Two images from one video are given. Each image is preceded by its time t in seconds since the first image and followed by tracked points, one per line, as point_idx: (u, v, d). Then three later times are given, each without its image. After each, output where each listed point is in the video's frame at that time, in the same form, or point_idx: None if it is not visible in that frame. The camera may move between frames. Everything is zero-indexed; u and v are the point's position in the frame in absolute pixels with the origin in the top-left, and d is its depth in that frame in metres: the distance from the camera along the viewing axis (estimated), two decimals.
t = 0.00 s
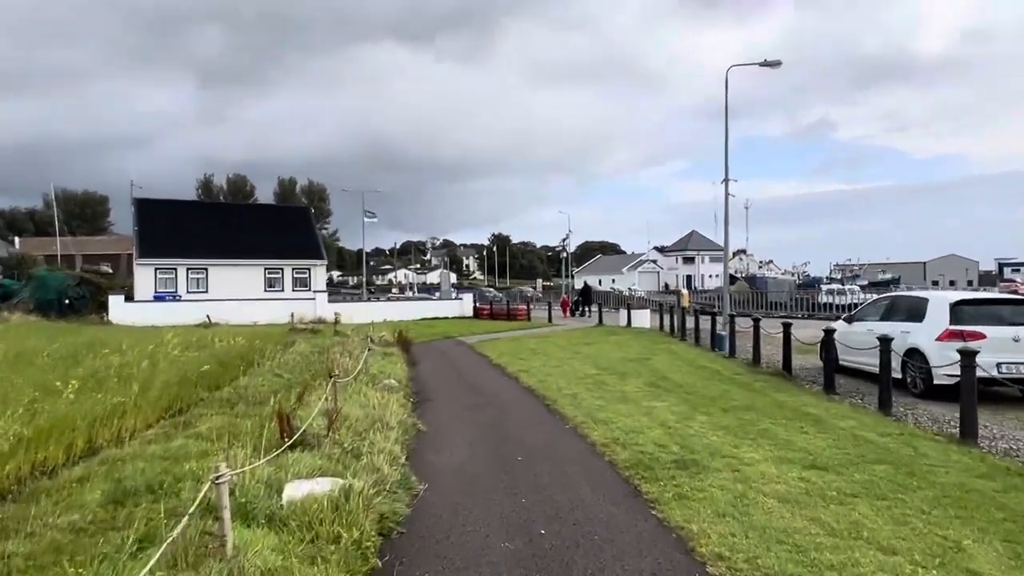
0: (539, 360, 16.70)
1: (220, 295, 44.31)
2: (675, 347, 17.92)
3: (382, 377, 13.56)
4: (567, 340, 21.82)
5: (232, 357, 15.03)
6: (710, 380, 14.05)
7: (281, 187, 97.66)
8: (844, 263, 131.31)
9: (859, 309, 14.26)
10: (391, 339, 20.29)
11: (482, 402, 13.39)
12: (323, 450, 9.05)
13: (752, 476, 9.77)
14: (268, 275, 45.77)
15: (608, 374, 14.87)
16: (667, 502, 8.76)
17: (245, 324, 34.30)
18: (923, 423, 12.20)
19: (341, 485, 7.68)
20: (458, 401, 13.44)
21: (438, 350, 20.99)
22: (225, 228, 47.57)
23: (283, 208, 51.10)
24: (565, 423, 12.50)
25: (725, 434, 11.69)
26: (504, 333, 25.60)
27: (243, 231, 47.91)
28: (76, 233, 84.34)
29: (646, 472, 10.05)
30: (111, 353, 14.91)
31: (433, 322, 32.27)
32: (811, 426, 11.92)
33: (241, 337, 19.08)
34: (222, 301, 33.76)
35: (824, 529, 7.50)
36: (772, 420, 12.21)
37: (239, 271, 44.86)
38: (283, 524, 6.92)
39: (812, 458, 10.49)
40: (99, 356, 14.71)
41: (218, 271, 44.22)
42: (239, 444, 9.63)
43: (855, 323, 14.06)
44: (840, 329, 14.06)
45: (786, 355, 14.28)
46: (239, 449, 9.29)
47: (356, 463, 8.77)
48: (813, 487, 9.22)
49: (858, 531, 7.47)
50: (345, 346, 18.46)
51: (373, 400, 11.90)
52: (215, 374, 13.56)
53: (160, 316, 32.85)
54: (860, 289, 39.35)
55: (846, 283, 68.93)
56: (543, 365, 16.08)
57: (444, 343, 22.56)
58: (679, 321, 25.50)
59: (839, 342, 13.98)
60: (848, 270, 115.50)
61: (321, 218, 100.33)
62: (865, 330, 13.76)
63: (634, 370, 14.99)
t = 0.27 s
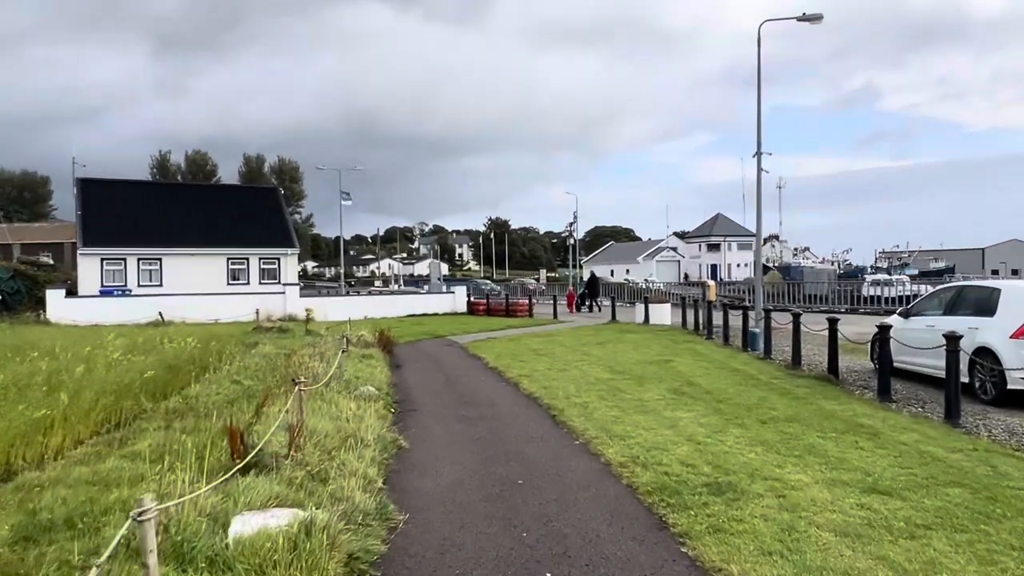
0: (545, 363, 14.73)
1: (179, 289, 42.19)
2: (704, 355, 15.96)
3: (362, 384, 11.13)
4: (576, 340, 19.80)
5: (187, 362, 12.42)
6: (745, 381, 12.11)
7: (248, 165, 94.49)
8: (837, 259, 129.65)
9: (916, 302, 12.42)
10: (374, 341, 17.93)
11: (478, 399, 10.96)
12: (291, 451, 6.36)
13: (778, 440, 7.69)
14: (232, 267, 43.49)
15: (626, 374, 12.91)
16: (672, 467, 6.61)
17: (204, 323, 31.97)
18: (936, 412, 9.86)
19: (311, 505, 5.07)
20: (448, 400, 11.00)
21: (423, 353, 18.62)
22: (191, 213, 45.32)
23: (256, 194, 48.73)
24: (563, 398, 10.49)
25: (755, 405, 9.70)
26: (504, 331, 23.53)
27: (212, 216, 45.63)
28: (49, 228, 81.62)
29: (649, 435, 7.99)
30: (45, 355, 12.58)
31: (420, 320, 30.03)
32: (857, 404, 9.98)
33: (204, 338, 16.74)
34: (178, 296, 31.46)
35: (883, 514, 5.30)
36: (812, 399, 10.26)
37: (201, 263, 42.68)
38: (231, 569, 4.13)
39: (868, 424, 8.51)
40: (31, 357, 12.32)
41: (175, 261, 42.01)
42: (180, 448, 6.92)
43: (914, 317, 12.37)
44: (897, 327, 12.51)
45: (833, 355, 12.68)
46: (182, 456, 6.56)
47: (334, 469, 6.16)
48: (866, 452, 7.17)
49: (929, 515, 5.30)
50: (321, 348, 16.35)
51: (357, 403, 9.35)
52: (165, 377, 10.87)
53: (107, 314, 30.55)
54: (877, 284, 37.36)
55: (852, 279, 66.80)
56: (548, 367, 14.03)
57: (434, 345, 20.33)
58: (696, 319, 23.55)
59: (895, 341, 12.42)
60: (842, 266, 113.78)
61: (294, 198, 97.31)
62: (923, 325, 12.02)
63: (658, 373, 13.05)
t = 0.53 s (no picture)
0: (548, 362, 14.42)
1: (178, 286, 41.91)
2: (710, 353, 15.65)
3: (357, 385, 10.82)
4: (579, 338, 19.48)
5: (178, 364, 12.14)
6: (754, 381, 11.79)
7: (249, 161, 94.12)
8: (840, 252, 129.14)
9: (930, 299, 12.06)
10: (373, 339, 17.62)
11: (478, 401, 10.64)
12: (280, 462, 6.01)
13: (792, 446, 7.34)
14: (231, 264, 43.18)
15: (631, 373, 12.59)
16: (682, 477, 6.25)
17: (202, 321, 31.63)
18: (954, 414, 9.50)
19: (298, 525, 4.72)
20: (446, 403, 10.67)
21: (423, 351, 18.29)
22: (190, 210, 45.00)
23: (255, 190, 48.38)
24: (567, 400, 10.16)
25: (766, 408, 9.35)
26: (506, 328, 23.21)
27: (211, 212, 45.32)
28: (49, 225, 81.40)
29: (657, 440, 7.64)
30: (33, 358, 12.26)
31: (421, 316, 29.69)
32: (871, 406, 9.65)
33: (200, 337, 16.46)
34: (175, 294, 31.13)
35: (910, 530, 4.93)
36: (824, 401, 9.92)
37: (200, 260, 42.38)
38: None
39: (884, 428, 8.16)
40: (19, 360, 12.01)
41: (174, 259, 41.74)
42: (164, 458, 6.58)
43: (927, 315, 12.00)
44: (911, 325, 12.16)
45: (844, 354, 12.33)
46: (165, 467, 6.22)
47: (326, 482, 5.82)
48: (885, 459, 6.81)
49: (959, 532, 4.93)
50: (318, 347, 16.06)
51: (352, 406, 9.04)
52: (154, 380, 10.60)
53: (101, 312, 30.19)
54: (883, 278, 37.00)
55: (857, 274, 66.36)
56: (551, 367, 13.71)
57: (435, 342, 20.01)
58: (701, 314, 23.23)
59: (909, 340, 12.06)
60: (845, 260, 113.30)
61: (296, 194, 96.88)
62: (937, 323, 11.66)
63: (664, 372, 12.74)
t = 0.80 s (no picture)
0: (551, 360, 14.08)
1: (176, 282, 41.60)
2: (716, 350, 15.30)
3: (354, 384, 10.49)
4: (582, 334, 19.14)
5: (169, 362, 11.83)
6: (764, 379, 11.44)
7: (249, 158, 93.97)
8: (842, 248, 128.82)
9: (946, 293, 11.69)
10: (371, 336, 17.29)
11: (479, 400, 10.29)
12: (270, 466, 5.65)
13: (810, 448, 6.97)
14: (230, 260, 42.85)
15: (637, 371, 12.24)
16: (695, 482, 5.88)
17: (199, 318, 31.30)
18: (976, 413, 9.12)
19: (285, 539, 4.37)
20: (447, 402, 10.32)
21: (423, 348, 17.95)
22: (190, 206, 44.68)
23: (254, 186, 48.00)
24: (572, 399, 9.81)
25: (779, 408, 9.00)
26: (507, 325, 22.87)
27: (210, 208, 45.01)
28: (48, 222, 81.08)
29: (667, 442, 7.28)
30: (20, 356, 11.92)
31: (421, 313, 29.32)
32: (889, 405, 9.28)
33: (195, 334, 16.14)
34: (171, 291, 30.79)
35: (946, 540, 4.57)
36: (839, 400, 9.56)
37: (198, 256, 42.06)
38: None
39: (904, 428, 7.81)
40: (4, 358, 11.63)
41: (172, 255, 41.44)
42: (148, 464, 6.24)
43: (942, 309, 11.61)
44: (926, 320, 11.77)
45: (857, 350, 11.93)
46: (148, 473, 5.87)
47: (318, 490, 5.46)
48: (910, 462, 6.45)
49: (999, 543, 4.57)
50: (314, 344, 15.72)
51: (347, 407, 8.70)
52: (143, 379, 10.29)
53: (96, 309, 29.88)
54: (887, 273, 36.73)
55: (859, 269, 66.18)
56: (553, 364, 13.37)
57: (435, 339, 19.68)
58: (706, 310, 22.90)
59: (924, 335, 11.67)
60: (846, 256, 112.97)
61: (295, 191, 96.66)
62: (952, 318, 11.29)
63: (671, 370, 12.39)
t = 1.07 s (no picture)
0: (554, 359, 13.78)
1: (180, 281, 41.23)
2: (722, 348, 15.00)
3: (353, 384, 10.19)
4: (585, 332, 18.84)
5: (167, 361, 11.52)
6: (773, 378, 11.13)
7: (252, 156, 93.62)
8: (842, 244, 128.66)
9: (960, 289, 11.38)
10: (372, 334, 16.97)
11: (483, 401, 9.98)
12: (262, 475, 5.34)
13: (828, 452, 6.66)
14: (233, 258, 42.53)
15: (643, 370, 11.93)
16: (712, 490, 5.58)
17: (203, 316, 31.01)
18: (995, 414, 8.82)
19: (275, 558, 4.06)
20: (449, 403, 10.01)
21: (425, 346, 17.64)
22: (190, 203, 44.29)
23: (254, 183, 47.62)
24: (577, 400, 9.50)
25: (791, 409, 8.69)
26: (510, 323, 22.56)
27: (211, 206, 44.62)
28: (48, 220, 80.69)
29: (677, 446, 6.97)
30: (14, 357, 11.60)
31: (422, 311, 28.98)
32: (904, 405, 8.98)
33: (194, 333, 15.83)
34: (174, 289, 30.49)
35: (986, 557, 4.27)
36: (853, 400, 9.25)
37: (202, 254, 41.72)
38: None
39: (924, 430, 7.51)
40: None
41: (176, 254, 41.10)
42: (136, 471, 5.93)
43: (955, 306, 11.31)
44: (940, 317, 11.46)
45: (869, 348, 11.62)
46: (136, 482, 5.56)
47: (312, 501, 5.14)
48: (934, 469, 6.14)
49: None
50: (314, 343, 15.41)
51: (346, 408, 8.40)
52: (139, 379, 9.99)
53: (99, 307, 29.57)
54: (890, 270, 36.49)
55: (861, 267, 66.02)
56: (557, 363, 13.07)
57: (437, 337, 19.38)
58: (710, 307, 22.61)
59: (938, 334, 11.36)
60: (847, 252, 112.55)
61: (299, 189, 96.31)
62: (966, 315, 10.98)
63: (677, 369, 12.08)
